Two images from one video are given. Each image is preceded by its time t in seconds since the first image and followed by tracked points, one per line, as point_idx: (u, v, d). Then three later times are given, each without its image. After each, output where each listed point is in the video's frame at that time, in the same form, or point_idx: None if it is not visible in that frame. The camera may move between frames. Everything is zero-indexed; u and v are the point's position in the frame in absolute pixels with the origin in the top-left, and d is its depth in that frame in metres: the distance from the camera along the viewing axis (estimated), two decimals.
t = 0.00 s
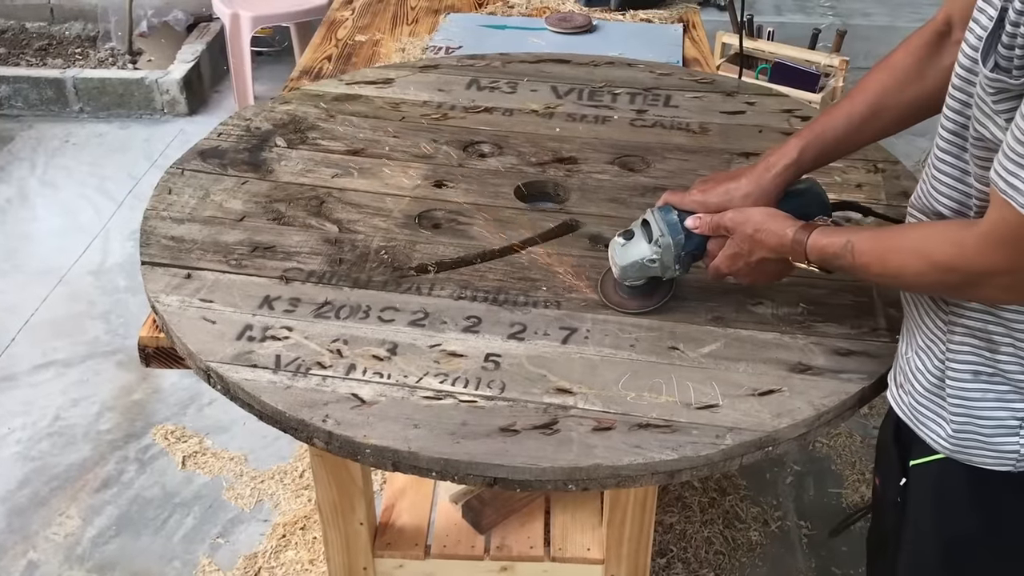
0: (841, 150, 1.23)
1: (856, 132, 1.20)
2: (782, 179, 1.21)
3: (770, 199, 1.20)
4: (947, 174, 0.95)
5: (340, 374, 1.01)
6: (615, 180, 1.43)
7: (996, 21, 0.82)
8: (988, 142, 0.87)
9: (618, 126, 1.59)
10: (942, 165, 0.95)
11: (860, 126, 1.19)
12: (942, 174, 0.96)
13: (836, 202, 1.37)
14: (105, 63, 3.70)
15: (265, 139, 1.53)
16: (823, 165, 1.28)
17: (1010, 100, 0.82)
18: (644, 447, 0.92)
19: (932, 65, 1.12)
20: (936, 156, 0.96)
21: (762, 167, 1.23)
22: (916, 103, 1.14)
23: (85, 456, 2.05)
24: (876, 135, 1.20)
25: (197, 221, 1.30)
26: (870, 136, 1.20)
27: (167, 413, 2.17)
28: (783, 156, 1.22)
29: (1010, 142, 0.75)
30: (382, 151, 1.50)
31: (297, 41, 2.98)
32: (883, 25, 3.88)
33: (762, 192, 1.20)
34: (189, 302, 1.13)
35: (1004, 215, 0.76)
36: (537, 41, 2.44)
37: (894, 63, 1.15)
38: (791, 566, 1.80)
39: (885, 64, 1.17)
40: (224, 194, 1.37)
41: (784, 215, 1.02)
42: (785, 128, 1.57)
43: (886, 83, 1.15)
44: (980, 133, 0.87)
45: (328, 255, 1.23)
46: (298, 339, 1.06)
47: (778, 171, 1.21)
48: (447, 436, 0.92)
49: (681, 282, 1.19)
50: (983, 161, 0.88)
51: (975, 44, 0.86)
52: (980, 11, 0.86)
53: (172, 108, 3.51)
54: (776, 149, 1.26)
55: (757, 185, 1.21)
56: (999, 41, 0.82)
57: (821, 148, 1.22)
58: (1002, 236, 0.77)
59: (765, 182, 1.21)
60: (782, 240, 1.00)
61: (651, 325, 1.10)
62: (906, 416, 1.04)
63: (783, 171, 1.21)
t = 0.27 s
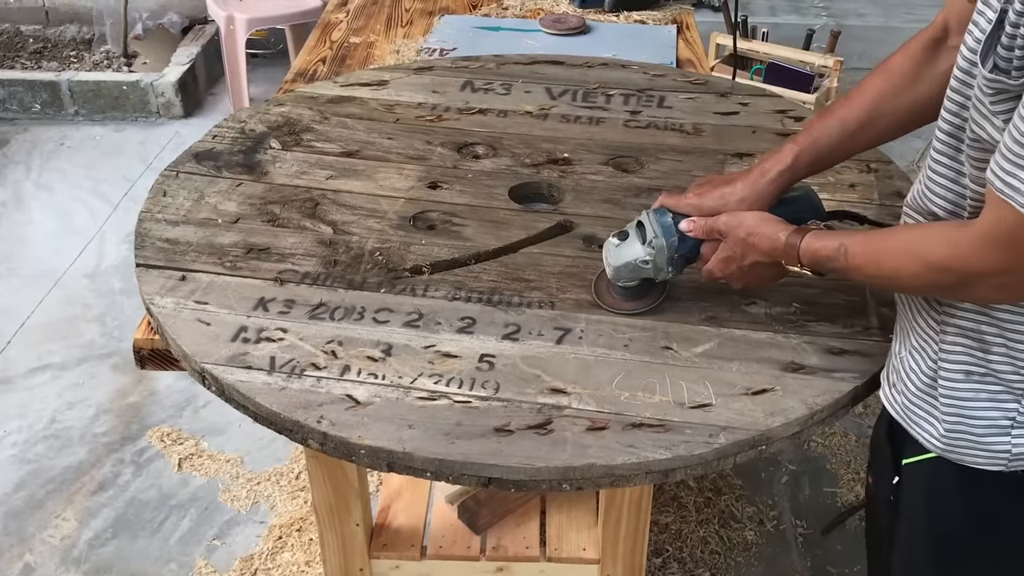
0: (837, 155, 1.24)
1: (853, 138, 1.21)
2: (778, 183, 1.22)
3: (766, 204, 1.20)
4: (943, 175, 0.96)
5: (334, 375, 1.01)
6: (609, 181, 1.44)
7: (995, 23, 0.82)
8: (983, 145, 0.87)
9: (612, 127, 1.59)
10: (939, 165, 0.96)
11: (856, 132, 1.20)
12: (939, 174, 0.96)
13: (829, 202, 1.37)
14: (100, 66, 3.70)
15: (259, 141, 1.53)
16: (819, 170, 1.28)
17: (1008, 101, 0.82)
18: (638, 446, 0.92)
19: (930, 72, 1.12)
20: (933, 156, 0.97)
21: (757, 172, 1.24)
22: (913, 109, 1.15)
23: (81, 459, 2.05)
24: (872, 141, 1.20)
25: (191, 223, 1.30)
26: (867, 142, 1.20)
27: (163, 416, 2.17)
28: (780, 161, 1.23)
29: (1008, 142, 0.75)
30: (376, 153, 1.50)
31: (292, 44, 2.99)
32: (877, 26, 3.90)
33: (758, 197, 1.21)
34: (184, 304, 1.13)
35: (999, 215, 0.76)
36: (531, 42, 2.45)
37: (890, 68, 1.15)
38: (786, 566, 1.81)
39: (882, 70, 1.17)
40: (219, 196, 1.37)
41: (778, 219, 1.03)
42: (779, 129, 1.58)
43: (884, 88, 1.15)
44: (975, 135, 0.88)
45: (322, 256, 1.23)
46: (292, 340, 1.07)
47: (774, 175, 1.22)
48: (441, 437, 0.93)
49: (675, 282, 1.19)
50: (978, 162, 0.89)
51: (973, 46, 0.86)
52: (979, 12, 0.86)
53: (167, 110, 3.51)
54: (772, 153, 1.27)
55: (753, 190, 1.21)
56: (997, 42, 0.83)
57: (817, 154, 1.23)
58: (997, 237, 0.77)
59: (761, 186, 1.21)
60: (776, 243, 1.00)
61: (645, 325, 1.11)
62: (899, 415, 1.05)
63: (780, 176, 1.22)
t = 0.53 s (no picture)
0: (829, 147, 1.24)
1: (844, 129, 1.21)
2: (771, 176, 1.22)
3: (759, 197, 1.20)
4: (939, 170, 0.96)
5: (334, 375, 1.01)
6: (607, 181, 1.44)
7: (992, 22, 0.83)
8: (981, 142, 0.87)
9: (610, 126, 1.59)
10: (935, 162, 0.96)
11: (848, 123, 1.20)
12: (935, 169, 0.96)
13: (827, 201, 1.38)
14: (97, 67, 3.69)
15: (257, 142, 1.53)
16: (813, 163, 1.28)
17: (1006, 98, 0.83)
18: (638, 445, 0.92)
19: (921, 61, 1.12)
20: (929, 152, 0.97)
21: (750, 166, 1.24)
22: (904, 99, 1.15)
23: (79, 460, 2.05)
24: (864, 132, 1.20)
25: (190, 224, 1.30)
26: (859, 133, 1.20)
27: (161, 417, 2.17)
28: (772, 154, 1.23)
29: (1008, 137, 0.75)
30: (375, 153, 1.50)
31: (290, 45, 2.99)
32: (874, 26, 3.90)
33: (751, 190, 1.21)
34: (183, 305, 1.13)
35: (999, 210, 0.76)
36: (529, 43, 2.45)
37: (881, 59, 1.16)
38: (785, 565, 1.81)
39: (873, 61, 1.17)
40: (217, 197, 1.37)
41: (774, 213, 1.03)
42: (777, 128, 1.58)
43: (874, 80, 1.15)
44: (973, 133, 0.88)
45: (321, 256, 1.23)
46: (291, 340, 1.06)
47: (767, 169, 1.22)
48: (441, 436, 0.93)
49: (674, 282, 1.19)
50: (977, 159, 0.89)
51: (969, 45, 0.87)
52: (975, 13, 0.86)
53: (164, 111, 3.51)
54: (765, 147, 1.27)
55: (746, 184, 1.21)
56: (995, 41, 0.83)
57: (809, 146, 1.23)
58: (996, 231, 0.77)
59: (754, 179, 1.21)
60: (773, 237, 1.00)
61: (645, 324, 1.11)
62: (903, 414, 1.05)
63: (772, 169, 1.22)
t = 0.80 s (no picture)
0: (824, 148, 1.24)
1: (840, 130, 1.21)
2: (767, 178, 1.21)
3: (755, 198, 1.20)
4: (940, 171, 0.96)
5: (330, 378, 1.01)
6: (604, 182, 1.43)
7: (991, 23, 0.83)
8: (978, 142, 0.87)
9: (608, 127, 1.59)
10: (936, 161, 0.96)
11: (844, 124, 1.20)
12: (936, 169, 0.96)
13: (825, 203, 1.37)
14: (94, 67, 3.68)
15: (254, 143, 1.52)
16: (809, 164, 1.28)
17: (1004, 99, 0.82)
18: (635, 448, 0.92)
19: (918, 63, 1.12)
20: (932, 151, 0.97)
21: (745, 167, 1.23)
22: (900, 100, 1.15)
23: (75, 462, 2.04)
24: (861, 133, 1.20)
25: (186, 225, 1.29)
26: (855, 134, 1.20)
27: (159, 418, 2.16)
28: (768, 156, 1.23)
29: (1004, 139, 0.75)
30: (372, 154, 1.50)
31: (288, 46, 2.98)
32: (873, 26, 3.90)
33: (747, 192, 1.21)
34: (179, 307, 1.12)
35: (994, 212, 0.76)
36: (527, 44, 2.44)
37: (877, 61, 1.15)
38: (783, 566, 1.81)
39: (869, 62, 1.17)
40: (213, 199, 1.36)
41: (770, 216, 1.02)
42: (775, 129, 1.58)
43: (870, 81, 1.15)
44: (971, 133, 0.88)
45: (317, 258, 1.22)
46: (287, 343, 1.06)
47: (763, 170, 1.22)
48: (437, 439, 0.92)
49: (671, 284, 1.19)
50: (975, 160, 0.89)
51: (968, 45, 0.86)
52: (975, 13, 0.86)
53: (162, 112, 3.50)
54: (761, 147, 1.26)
55: (742, 185, 1.20)
56: (993, 42, 0.83)
57: (805, 147, 1.23)
58: (990, 233, 0.77)
59: (750, 180, 1.21)
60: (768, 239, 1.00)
61: (642, 326, 1.10)
62: (899, 415, 1.05)
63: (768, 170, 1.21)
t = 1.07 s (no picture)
0: (824, 146, 1.24)
1: (839, 128, 1.21)
2: (765, 174, 1.21)
3: (754, 195, 1.20)
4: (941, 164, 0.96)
5: (330, 375, 1.01)
6: (604, 178, 1.43)
7: (990, 18, 0.82)
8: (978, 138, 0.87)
9: (607, 124, 1.59)
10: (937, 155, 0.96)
11: (843, 123, 1.20)
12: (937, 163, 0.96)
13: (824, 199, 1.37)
14: (94, 65, 3.68)
15: (254, 140, 1.52)
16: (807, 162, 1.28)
17: (1002, 95, 0.82)
18: (634, 444, 0.92)
19: (917, 62, 1.12)
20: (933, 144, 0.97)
21: (745, 164, 1.24)
22: (899, 100, 1.15)
23: (76, 459, 2.04)
24: (859, 131, 1.20)
25: (185, 223, 1.29)
26: (853, 133, 1.21)
27: (159, 416, 2.16)
28: (767, 152, 1.23)
29: (1002, 134, 0.75)
30: (371, 151, 1.50)
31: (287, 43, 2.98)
32: (872, 23, 3.90)
33: (746, 189, 1.21)
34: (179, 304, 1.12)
35: (992, 207, 0.76)
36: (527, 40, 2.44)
37: (877, 58, 1.15)
38: (783, 562, 1.81)
39: (868, 60, 1.17)
40: (213, 196, 1.36)
41: (768, 211, 1.02)
42: (774, 125, 1.58)
43: (869, 79, 1.15)
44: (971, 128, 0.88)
45: (317, 255, 1.22)
46: (287, 340, 1.06)
47: (761, 167, 1.22)
48: (437, 435, 0.93)
49: (671, 280, 1.19)
50: (973, 156, 0.89)
51: (969, 40, 0.86)
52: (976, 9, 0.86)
53: (161, 109, 3.50)
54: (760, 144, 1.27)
55: (740, 182, 1.21)
56: (993, 38, 0.83)
57: (804, 145, 1.23)
58: (988, 228, 0.77)
59: (748, 178, 1.21)
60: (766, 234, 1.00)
61: (641, 323, 1.11)
62: (899, 412, 1.05)
63: (767, 167, 1.22)
